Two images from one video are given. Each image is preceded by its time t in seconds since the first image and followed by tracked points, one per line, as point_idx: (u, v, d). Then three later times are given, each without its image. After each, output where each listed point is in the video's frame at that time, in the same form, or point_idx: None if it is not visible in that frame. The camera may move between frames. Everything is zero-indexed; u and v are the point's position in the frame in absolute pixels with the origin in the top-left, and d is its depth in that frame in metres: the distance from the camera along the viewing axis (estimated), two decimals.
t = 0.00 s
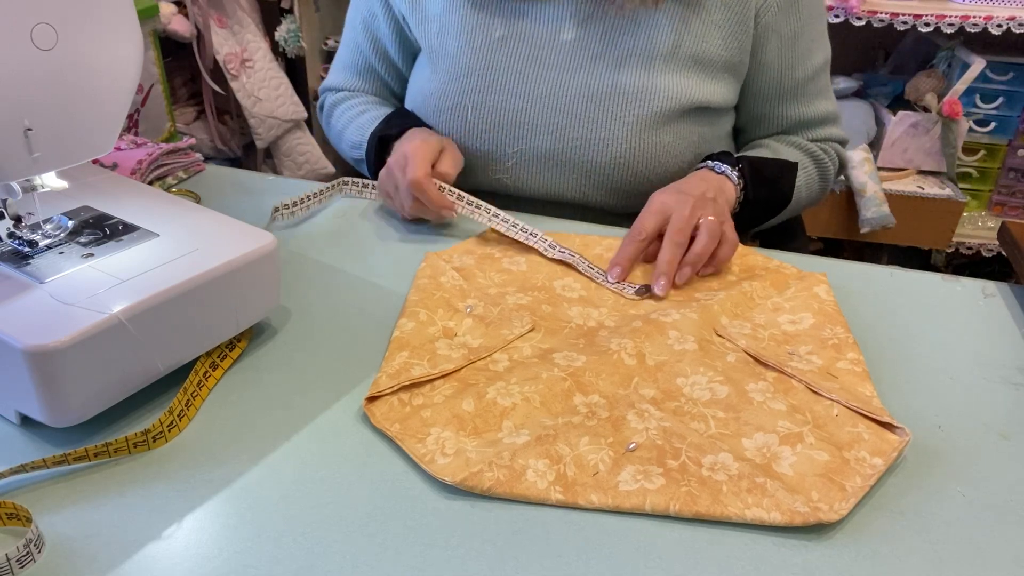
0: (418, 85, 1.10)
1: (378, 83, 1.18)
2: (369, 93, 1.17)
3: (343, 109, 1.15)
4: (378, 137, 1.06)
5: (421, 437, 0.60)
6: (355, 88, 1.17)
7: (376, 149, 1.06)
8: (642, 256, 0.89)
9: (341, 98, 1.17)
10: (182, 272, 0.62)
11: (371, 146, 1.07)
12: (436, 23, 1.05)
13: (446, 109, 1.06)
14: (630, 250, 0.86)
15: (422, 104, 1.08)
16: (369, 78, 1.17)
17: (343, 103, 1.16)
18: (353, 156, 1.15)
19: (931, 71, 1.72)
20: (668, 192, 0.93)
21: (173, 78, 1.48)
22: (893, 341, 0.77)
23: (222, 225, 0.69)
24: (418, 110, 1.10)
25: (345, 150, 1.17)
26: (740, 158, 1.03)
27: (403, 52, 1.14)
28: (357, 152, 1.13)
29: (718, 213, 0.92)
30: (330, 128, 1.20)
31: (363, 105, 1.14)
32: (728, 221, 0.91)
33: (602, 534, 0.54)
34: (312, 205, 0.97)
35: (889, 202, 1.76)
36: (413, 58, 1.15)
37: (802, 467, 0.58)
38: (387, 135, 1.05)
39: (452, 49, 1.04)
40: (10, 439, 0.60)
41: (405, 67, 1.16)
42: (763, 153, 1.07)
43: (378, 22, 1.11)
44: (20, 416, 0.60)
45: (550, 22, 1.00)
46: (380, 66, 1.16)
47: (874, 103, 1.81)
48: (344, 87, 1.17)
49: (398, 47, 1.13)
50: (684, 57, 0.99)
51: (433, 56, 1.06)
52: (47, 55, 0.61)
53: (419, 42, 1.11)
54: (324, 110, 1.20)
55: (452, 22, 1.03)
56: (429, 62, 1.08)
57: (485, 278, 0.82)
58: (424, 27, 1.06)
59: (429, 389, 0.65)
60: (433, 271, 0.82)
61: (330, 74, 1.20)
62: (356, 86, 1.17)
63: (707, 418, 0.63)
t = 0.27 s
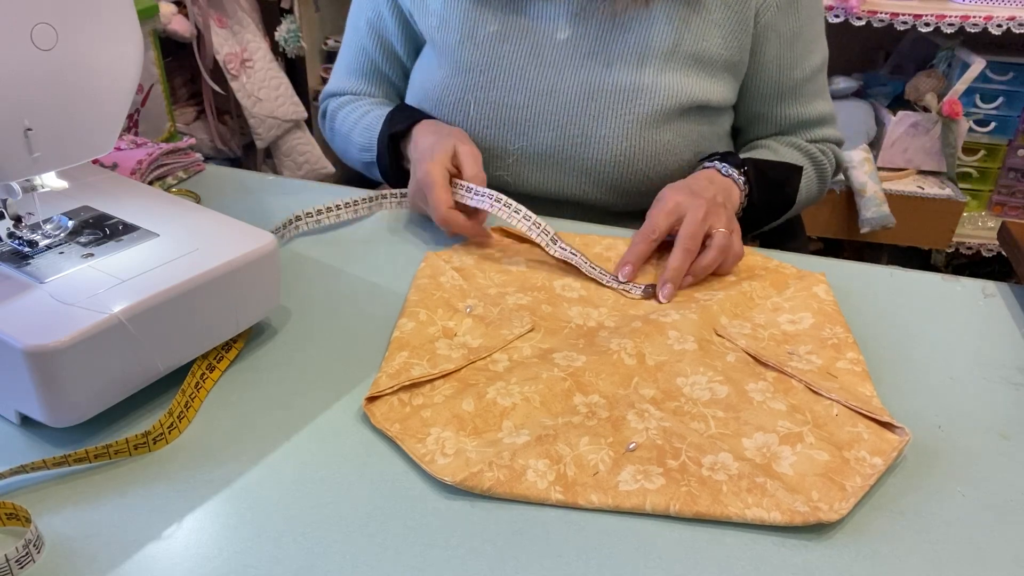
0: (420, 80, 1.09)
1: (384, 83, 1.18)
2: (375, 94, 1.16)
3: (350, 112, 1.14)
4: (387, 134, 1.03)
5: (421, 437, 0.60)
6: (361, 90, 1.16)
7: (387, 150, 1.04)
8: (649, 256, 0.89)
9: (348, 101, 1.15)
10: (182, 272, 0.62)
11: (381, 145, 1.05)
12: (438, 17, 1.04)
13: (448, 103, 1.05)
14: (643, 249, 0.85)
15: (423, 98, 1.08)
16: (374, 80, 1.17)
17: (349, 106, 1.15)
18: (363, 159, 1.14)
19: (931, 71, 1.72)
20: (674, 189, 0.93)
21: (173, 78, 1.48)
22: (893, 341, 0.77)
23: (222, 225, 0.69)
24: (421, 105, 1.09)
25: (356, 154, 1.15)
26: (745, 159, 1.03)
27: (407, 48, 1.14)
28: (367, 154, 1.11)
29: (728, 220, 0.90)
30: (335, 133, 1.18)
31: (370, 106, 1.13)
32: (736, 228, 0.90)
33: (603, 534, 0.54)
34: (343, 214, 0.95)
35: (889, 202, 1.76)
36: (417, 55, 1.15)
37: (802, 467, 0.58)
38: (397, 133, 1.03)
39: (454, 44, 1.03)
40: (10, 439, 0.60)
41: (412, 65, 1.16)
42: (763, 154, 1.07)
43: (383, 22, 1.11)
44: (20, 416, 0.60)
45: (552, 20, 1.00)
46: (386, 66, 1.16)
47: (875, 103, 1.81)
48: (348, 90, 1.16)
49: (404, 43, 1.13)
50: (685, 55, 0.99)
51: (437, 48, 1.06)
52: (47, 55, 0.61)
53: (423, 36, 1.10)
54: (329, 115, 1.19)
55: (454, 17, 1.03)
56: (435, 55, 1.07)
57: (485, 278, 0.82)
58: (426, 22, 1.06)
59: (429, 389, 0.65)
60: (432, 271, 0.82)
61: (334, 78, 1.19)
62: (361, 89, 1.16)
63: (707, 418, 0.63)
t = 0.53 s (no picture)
0: (420, 81, 1.09)
1: (388, 84, 1.18)
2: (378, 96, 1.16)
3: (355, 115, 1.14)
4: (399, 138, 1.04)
5: (419, 435, 0.60)
6: (365, 92, 1.15)
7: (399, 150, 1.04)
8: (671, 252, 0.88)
9: (353, 103, 1.15)
10: (182, 272, 0.62)
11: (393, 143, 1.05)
12: (439, 17, 1.04)
13: (451, 103, 1.05)
14: (673, 251, 0.83)
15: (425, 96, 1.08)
16: (377, 81, 1.17)
17: (355, 108, 1.15)
18: (369, 161, 1.13)
19: (931, 71, 1.72)
20: (699, 182, 0.92)
21: (173, 78, 1.48)
22: (892, 341, 0.77)
23: (221, 224, 0.69)
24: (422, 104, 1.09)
25: (362, 156, 1.14)
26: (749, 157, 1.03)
27: (411, 49, 1.14)
28: (374, 157, 1.11)
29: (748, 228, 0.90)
30: (340, 137, 1.18)
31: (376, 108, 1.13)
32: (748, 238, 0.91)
33: (602, 533, 0.54)
34: (355, 214, 0.95)
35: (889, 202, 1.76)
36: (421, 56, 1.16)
37: (800, 466, 0.58)
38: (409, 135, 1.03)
39: (456, 44, 1.03)
40: (10, 438, 0.60)
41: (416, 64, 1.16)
42: (762, 153, 1.07)
43: (388, 23, 1.11)
44: (20, 416, 0.60)
45: (554, 18, 1.00)
46: (390, 68, 1.16)
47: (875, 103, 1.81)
48: (352, 92, 1.16)
49: (409, 45, 1.13)
50: (686, 54, 0.99)
51: (439, 48, 1.06)
52: (47, 55, 0.61)
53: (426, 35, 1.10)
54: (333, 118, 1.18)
55: (455, 16, 1.03)
56: (437, 53, 1.07)
57: (485, 277, 0.82)
58: (428, 21, 1.06)
59: (427, 388, 0.65)
60: (432, 270, 0.82)
61: (337, 81, 1.19)
62: (366, 91, 1.15)
63: (705, 417, 0.63)
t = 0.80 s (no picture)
0: (421, 82, 1.09)
1: (388, 84, 1.18)
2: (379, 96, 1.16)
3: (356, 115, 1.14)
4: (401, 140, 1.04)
5: (416, 433, 0.61)
6: (365, 91, 1.16)
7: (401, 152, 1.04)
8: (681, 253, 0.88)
9: (353, 103, 1.15)
10: (182, 272, 0.62)
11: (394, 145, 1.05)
12: (440, 17, 1.04)
13: (450, 104, 1.06)
14: (698, 252, 0.82)
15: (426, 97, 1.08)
16: (378, 81, 1.17)
17: (355, 109, 1.15)
18: (370, 162, 1.14)
19: (931, 71, 1.72)
20: (712, 184, 0.92)
21: (174, 78, 1.48)
22: (891, 341, 0.77)
23: (221, 225, 0.69)
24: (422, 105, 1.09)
25: (362, 157, 1.15)
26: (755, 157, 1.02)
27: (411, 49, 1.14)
28: (374, 158, 1.11)
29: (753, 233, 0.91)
30: (340, 137, 1.18)
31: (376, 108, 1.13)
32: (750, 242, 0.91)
33: (600, 532, 0.54)
34: (355, 214, 0.95)
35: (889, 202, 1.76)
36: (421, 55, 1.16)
37: (795, 465, 0.58)
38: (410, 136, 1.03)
39: (456, 45, 1.03)
40: (10, 438, 0.60)
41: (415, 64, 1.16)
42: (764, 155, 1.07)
43: (388, 23, 1.11)
44: (20, 416, 0.60)
45: (555, 19, 1.00)
46: (391, 67, 1.16)
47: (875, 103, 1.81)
48: (352, 92, 1.16)
49: (409, 45, 1.13)
50: (687, 56, 0.99)
51: (440, 49, 1.06)
52: (47, 55, 0.61)
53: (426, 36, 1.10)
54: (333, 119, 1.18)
55: (456, 17, 1.03)
56: (438, 54, 1.07)
57: (485, 276, 0.82)
58: (429, 21, 1.06)
59: (425, 385, 0.66)
60: (433, 268, 0.82)
61: (336, 81, 1.19)
62: (366, 91, 1.16)
63: (701, 416, 0.63)
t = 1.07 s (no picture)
0: (422, 82, 1.09)
1: (388, 84, 1.18)
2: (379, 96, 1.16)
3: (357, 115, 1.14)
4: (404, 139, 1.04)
5: (410, 425, 0.61)
6: (365, 91, 1.16)
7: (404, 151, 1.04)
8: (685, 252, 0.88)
9: (353, 103, 1.15)
10: (182, 272, 0.62)
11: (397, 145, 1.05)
12: (441, 17, 1.04)
13: (450, 104, 1.06)
14: (707, 250, 0.81)
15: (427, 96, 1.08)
16: (378, 81, 1.17)
17: (355, 109, 1.15)
18: (371, 162, 1.14)
19: (931, 71, 1.72)
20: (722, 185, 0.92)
21: (173, 78, 1.48)
22: (891, 341, 0.77)
23: (220, 225, 0.69)
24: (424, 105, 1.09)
25: (363, 157, 1.15)
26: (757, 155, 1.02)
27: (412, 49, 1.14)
28: (376, 158, 1.11)
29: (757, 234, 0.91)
30: (341, 137, 1.18)
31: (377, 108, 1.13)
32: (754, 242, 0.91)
33: (600, 532, 0.54)
34: (355, 214, 0.95)
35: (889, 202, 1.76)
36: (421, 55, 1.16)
37: (786, 464, 0.58)
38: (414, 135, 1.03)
39: (456, 45, 1.03)
40: (10, 438, 0.60)
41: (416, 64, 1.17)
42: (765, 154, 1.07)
43: (389, 22, 1.11)
44: (20, 416, 0.60)
45: (555, 20, 1.00)
46: (391, 67, 1.16)
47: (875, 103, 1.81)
48: (353, 92, 1.16)
49: (410, 45, 1.13)
50: (686, 57, 0.99)
51: (440, 49, 1.06)
52: (47, 55, 0.61)
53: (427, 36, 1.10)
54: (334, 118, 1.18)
55: (456, 17, 1.03)
56: (438, 54, 1.07)
57: (485, 273, 0.82)
58: (430, 20, 1.06)
59: (421, 379, 0.66)
60: (434, 265, 0.82)
61: (336, 80, 1.19)
62: (367, 91, 1.16)
63: (696, 414, 0.63)
